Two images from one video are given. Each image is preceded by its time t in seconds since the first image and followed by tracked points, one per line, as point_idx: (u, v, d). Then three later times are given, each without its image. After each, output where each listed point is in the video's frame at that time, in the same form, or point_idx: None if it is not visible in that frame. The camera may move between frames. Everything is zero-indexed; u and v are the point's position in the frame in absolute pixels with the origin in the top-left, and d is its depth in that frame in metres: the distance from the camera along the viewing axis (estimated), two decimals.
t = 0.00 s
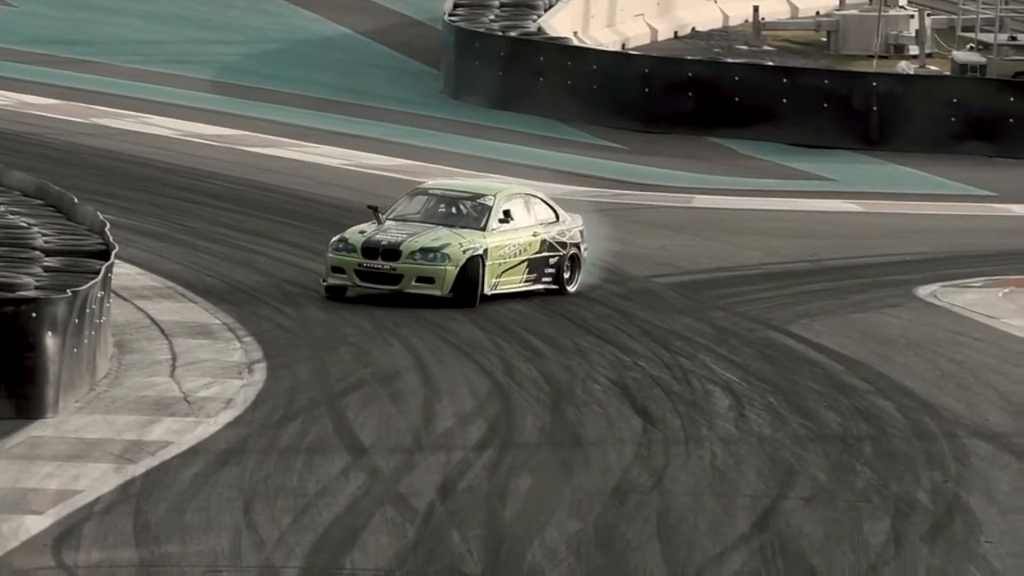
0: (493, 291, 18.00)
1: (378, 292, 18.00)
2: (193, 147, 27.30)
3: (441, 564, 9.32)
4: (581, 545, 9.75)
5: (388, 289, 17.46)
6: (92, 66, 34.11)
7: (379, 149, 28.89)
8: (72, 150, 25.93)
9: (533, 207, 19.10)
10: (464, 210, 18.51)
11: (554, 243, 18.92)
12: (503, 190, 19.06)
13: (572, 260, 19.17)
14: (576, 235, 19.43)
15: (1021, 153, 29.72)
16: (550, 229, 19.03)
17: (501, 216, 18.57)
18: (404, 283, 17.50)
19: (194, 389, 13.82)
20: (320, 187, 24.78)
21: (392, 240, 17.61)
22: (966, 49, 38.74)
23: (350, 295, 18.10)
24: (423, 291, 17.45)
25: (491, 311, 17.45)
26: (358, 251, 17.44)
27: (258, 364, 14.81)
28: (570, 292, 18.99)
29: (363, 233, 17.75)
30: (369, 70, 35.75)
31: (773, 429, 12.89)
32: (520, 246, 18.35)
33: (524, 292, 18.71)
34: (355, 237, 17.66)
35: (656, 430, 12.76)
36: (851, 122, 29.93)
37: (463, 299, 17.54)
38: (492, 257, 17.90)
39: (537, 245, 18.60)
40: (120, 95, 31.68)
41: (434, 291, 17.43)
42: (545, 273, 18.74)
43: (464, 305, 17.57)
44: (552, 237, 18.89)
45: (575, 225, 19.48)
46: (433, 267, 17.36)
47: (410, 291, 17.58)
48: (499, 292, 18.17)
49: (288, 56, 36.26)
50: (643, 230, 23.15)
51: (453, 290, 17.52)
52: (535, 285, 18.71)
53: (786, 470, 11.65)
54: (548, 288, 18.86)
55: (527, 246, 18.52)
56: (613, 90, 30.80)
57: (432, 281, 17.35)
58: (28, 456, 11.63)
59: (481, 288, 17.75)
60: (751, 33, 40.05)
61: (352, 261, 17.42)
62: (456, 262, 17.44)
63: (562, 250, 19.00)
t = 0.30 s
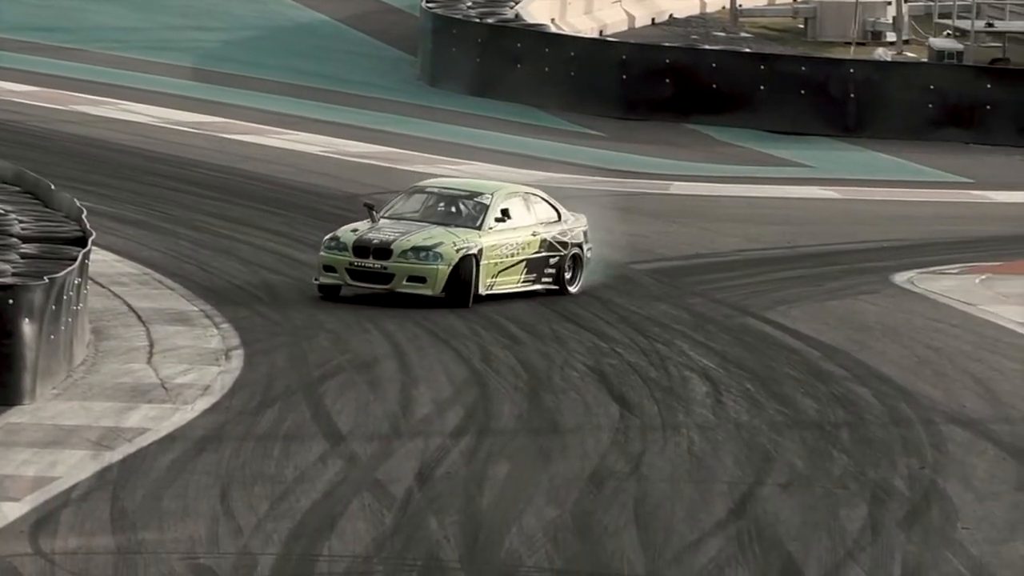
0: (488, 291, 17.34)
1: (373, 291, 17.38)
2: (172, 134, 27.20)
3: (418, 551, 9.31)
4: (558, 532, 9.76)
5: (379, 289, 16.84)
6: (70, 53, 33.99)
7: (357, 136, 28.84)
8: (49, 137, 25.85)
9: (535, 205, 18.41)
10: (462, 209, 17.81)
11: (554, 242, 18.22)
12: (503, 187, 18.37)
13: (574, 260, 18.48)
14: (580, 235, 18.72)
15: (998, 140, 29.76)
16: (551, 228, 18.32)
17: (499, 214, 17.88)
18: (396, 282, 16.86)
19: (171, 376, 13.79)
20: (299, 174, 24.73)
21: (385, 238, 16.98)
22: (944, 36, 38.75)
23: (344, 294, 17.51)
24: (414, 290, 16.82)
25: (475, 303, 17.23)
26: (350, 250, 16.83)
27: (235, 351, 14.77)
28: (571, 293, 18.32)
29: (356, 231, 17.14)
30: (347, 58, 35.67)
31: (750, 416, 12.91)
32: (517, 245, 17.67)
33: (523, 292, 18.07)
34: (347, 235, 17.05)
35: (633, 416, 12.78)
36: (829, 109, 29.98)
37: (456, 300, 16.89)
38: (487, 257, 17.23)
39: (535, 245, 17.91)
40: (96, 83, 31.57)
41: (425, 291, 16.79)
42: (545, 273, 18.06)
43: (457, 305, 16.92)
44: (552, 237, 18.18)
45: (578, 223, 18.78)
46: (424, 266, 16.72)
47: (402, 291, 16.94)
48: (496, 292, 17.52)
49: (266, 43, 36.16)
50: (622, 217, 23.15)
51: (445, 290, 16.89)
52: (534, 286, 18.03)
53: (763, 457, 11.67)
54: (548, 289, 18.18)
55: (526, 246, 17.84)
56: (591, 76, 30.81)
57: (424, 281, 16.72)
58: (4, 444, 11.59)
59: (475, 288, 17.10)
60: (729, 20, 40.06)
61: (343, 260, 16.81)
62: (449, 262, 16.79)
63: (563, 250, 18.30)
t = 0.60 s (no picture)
0: (479, 291, 16.66)
1: (363, 293, 16.75)
2: (148, 121, 27.07)
3: (395, 538, 9.29)
4: (535, 519, 9.75)
5: (366, 289, 16.21)
6: (44, 40, 33.84)
7: (334, 123, 28.74)
8: (23, 123, 25.77)
9: (530, 204, 17.75)
10: (454, 208, 17.18)
11: (550, 241, 17.54)
12: (497, 185, 17.72)
13: (571, 259, 17.77)
14: (577, 234, 18.02)
15: (973, 126, 29.82)
16: (547, 227, 17.64)
17: (492, 213, 17.23)
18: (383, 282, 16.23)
19: (148, 363, 13.74)
20: (275, 161, 24.65)
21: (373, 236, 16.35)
22: (920, 23, 38.77)
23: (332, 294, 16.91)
24: (402, 290, 16.19)
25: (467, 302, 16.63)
26: (337, 250, 16.20)
27: (212, 339, 14.72)
28: (568, 294, 17.62)
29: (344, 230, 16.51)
30: (324, 45, 35.59)
31: (727, 403, 12.92)
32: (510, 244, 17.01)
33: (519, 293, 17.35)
34: (335, 234, 16.42)
35: (609, 403, 12.78)
36: (805, 96, 30.03)
37: (444, 299, 16.24)
38: (479, 256, 16.56)
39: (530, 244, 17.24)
40: (72, 69, 31.44)
41: (413, 291, 16.16)
42: (541, 272, 17.36)
43: (446, 305, 16.27)
44: (548, 236, 17.50)
45: (576, 222, 18.10)
46: (412, 265, 16.08)
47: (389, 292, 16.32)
48: (489, 291, 16.83)
49: (242, 30, 36.04)
50: (597, 205, 23.13)
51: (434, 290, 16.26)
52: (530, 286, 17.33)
53: (740, 444, 11.68)
54: (545, 290, 17.46)
55: (520, 245, 17.16)
56: (567, 62, 30.85)
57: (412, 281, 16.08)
58: None
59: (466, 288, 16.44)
60: (705, 8, 40.07)
61: (329, 259, 16.18)
62: (438, 261, 16.14)
63: (560, 249, 17.62)
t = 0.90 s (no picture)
0: (469, 291, 15.99)
1: (352, 294, 16.08)
2: (125, 108, 26.94)
3: (372, 525, 9.27)
4: (512, 506, 9.75)
5: (352, 290, 15.50)
6: (21, 27, 33.70)
7: (312, 110, 28.65)
8: None
9: (522, 203, 17.08)
10: (443, 206, 16.51)
11: (543, 241, 16.87)
12: (488, 184, 17.05)
13: (565, 259, 17.13)
14: (572, 233, 17.40)
15: (950, 113, 29.84)
16: (539, 226, 16.98)
17: (482, 211, 16.55)
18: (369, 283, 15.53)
19: (125, 351, 13.68)
20: (252, 148, 24.59)
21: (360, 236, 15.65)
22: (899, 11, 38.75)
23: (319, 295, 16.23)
24: (387, 292, 15.49)
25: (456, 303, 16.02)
26: (323, 250, 15.51)
27: (188, 326, 14.65)
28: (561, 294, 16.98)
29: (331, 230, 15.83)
30: (302, 32, 35.51)
31: (705, 390, 12.93)
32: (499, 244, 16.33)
33: (509, 293, 16.72)
34: (321, 234, 15.74)
35: (586, 390, 12.79)
36: (782, 83, 30.10)
37: (432, 300, 15.54)
38: (467, 256, 15.86)
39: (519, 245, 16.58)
40: (48, 56, 31.31)
41: (399, 293, 15.47)
42: (533, 272, 16.71)
43: (434, 306, 15.57)
44: (540, 235, 16.84)
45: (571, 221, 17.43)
46: (398, 265, 15.37)
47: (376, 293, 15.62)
48: (478, 292, 16.17)
49: (219, 18, 35.91)
50: (575, 192, 23.10)
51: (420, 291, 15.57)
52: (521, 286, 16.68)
53: (717, 430, 11.70)
54: (537, 290, 16.82)
55: (510, 245, 16.49)
56: (545, 48, 31.04)
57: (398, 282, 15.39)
58: None
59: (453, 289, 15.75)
60: None
61: (314, 259, 15.49)
62: (425, 261, 15.44)
63: (552, 249, 16.95)
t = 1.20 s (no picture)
0: (457, 294, 15.36)
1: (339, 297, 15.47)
2: (103, 96, 26.85)
3: (351, 514, 9.27)
4: (491, 495, 9.74)
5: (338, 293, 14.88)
6: None
7: (290, 98, 28.59)
8: None
9: (512, 204, 16.47)
10: (432, 207, 15.90)
11: (533, 242, 16.25)
12: (477, 184, 16.44)
13: (556, 260, 16.51)
14: (563, 234, 16.75)
15: (928, 101, 29.94)
16: (529, 227, 16.36)
17: (471, 212, 15.93)
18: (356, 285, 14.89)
19: (103, 339, 13.64)
20: (229, 136, 24.54)
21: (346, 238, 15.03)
22: None
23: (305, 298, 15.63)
24: (374, 295, 14.85)
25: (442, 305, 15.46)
26: (308, 252, 14.88)
27: (167, 315, 14.62)
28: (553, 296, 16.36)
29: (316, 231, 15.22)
30: (280, 22, 35.50)
31: (683, 378, 12.95)
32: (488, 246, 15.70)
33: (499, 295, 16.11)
34: (306, 235, 15.13)
35: (565, 378, 12.80)
36: (761, 70, 30.07)
37: (419, 302, 14.92)
38: (455, 258, 15.25)
39: (509, 246, 15.95)
40: (25, 44, 31.19)
41: (386, 295, 14.82)
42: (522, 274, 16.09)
43: (422, 309, 14.94)
44: (530, 236, 16.22)
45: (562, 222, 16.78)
46: (385, 267, 14.74)
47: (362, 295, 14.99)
48: (467, 294, 15.54)
49: (198, 7, 35.83)
50: (554, 181, 23.11)
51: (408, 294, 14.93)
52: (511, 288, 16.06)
53: (695, 419, 11.72)
54: (527, 292, 16.19)
55: (499, 246, 15.86)
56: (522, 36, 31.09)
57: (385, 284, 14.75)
58: None
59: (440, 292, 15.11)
60: None
61: (299, 261, 14.87)
62: (412, 262, 14.82)
63: (544, 250, 16.33)
